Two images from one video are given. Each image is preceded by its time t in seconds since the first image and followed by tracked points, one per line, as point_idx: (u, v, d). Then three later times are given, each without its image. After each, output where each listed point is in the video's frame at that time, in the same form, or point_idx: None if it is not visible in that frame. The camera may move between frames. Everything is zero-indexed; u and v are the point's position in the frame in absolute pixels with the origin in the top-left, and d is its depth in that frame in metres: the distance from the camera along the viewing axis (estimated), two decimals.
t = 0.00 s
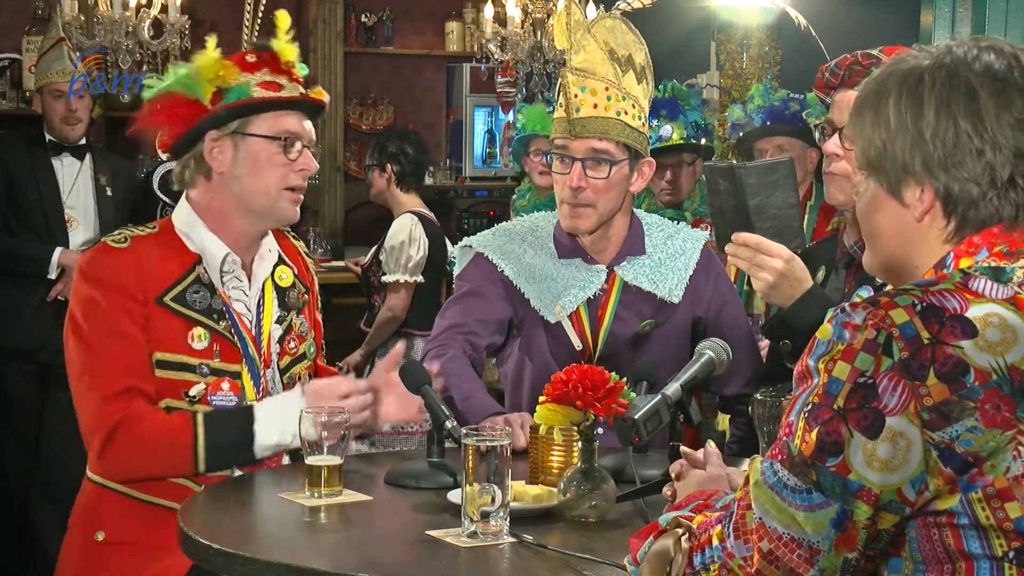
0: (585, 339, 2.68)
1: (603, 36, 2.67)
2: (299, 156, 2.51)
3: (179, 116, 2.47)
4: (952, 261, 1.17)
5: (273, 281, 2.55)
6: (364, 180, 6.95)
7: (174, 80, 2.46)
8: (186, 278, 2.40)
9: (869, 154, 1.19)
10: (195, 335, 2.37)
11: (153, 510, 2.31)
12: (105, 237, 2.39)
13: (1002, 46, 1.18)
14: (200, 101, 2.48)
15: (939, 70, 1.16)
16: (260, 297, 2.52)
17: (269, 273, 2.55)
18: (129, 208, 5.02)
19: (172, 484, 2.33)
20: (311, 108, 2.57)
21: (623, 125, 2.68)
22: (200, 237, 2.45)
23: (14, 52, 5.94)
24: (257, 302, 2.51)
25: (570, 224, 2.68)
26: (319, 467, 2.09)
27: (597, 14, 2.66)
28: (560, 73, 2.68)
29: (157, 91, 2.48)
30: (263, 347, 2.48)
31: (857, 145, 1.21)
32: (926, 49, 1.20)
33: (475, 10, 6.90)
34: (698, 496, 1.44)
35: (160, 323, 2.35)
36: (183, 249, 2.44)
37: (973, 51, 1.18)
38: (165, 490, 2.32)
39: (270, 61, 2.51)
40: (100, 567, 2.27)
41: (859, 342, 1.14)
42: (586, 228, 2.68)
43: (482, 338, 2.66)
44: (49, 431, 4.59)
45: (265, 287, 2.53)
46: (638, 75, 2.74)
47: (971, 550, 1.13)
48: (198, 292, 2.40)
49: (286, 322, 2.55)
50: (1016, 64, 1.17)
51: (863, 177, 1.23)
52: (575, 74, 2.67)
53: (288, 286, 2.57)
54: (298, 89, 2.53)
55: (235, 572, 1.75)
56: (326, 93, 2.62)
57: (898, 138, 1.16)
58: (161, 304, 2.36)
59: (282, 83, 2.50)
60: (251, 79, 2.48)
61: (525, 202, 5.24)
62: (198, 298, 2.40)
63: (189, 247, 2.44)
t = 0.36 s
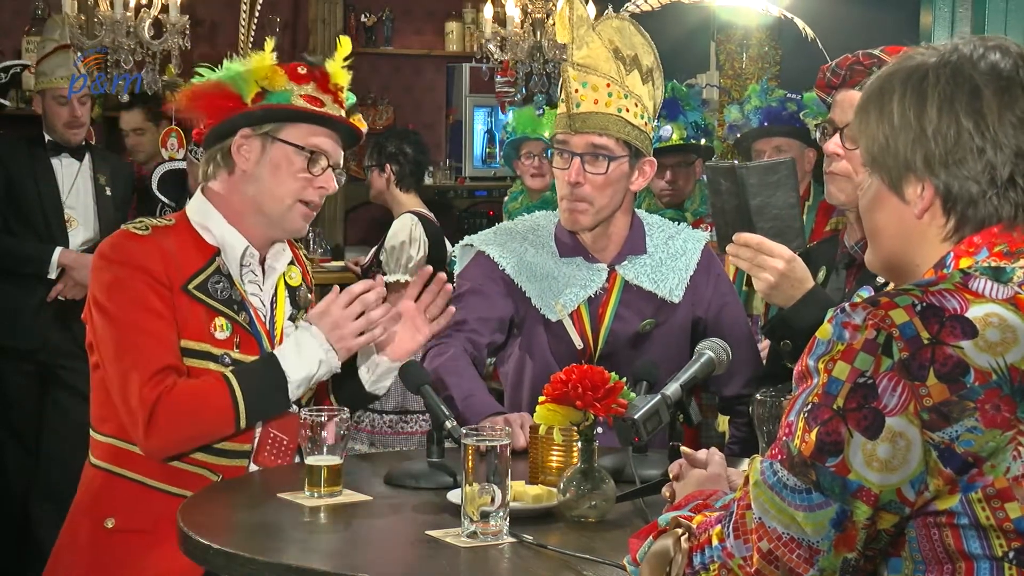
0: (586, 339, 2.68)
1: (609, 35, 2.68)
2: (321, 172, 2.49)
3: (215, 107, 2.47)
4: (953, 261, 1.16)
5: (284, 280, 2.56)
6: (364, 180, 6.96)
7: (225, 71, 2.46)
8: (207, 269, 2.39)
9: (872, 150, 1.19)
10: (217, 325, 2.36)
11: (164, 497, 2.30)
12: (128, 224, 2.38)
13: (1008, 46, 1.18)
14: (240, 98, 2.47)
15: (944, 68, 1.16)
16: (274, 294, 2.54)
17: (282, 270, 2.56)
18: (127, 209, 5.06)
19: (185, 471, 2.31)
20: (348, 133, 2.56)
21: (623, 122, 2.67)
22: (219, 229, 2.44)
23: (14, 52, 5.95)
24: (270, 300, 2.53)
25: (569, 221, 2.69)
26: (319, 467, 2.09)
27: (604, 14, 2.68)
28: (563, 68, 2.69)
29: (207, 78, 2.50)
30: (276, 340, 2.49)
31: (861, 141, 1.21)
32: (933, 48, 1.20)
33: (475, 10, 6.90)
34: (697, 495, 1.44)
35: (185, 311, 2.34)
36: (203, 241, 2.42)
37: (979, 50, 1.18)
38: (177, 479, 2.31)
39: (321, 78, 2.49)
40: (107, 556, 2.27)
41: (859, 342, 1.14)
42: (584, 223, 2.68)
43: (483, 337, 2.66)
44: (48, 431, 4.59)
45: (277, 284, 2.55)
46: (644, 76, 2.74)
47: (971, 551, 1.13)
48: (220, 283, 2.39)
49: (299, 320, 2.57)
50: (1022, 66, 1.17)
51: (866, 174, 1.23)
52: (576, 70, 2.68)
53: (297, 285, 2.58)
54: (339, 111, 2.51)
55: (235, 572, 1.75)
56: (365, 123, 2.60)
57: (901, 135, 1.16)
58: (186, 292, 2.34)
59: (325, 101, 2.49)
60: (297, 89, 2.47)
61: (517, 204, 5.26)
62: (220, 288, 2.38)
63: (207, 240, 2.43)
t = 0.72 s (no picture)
0: (588, 339, 2.68)
1: (610, 35, 2.67)
2: (262, 146, 2.43)
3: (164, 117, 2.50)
4: (949, 260, 1.17)
5: (294, 281, 2.55)
6: (364, 180, 6.96)
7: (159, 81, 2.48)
8: (215, 265, 2.39)
9: (865, 154, 1.19)
10: (224, 322, 2.36)
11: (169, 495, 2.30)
12: (137, 221, 2.39)
13: (998, 46, 1.18)
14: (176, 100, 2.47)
15: (932, 68, 1.16)
16: (281, 295, 2.51)
17: (290, 269, 2.54)
18: (127, 208, 5.06)
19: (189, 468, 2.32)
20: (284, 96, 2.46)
21: (625, 124, 2.67)
22: (224, 227, 2.44)
23: (14, 52, 5.95)
24: (278, 297, 2.51)
25: (572, 223, 2.69)
26: (319, 467, 2.09)
27: (606, 15, 2.67)
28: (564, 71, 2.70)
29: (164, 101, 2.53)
30: (281, 340, 2.47)
31: (855, 144, 1.21)
32: (922, 52, 1.21)
33: (475, 10, 6.90)
34: (696, 495, 1.44)
35: (192, 308, 2.34)
36: (209, 239, 2.43)
37: (967, 51, 1.18)
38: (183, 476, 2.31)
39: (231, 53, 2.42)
40: (109, 549, 2.27)
41: (856, 341, 1.13)
42: (586, 226, 2.69)
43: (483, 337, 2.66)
44: (49, 431, 4.58)
45: (285, 283, 2.53)
46: (646, 77, 2.73)
47: (969, 549, 1.13)
48: (228, 280, 2.39)
49: (307, 320, 2.54)
50: (1009, 65, 1.17)
51: (861, 177, 1.23)
52: (578, 72, 2.68)
53: (307, 287, 2.57)
54: (260, 80, 2.43)
55: (235, 572, 1.75)
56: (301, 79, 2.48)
57: (891, 136, 1.16)
58: (194, 289, 2.34)
59: (242, 75, 2.41)
60: (211, 75, 2.42)
61: (513, 205, 5.26)
62: (227, 285, 2.39)
63: (214, 237, 2.43)
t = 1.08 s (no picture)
0: (586, 339, 2.68)
1: (623, 37, 2.70)
2: (285, 168, 2.48)
3: (175, 133, 2.50)
4: (947, 260, 1.16)
5: (301, 284, 2.58)
6: (364, 180, 6.96)
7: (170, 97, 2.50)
8: (215, 275, 2.44)
9: (861, 156, 1.20)
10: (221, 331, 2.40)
11: (165, 504, 2.34)
12: (138, 229, 2.45)
13: (992, 48, 1.19)
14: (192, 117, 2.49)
15: (926, 70, 1.17)
16: (287, 299, 2.54)
17: (296, 275, 2.58)
18: (127, 208, 5.05)
19: (186, 477, 2.36)
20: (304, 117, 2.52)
21: (640, 130, 2.67)
22: (227, 236, 2.49)
23: (14, 52, 5.95)
24: (283, 303, 2.53)
25: (580, 226, 2.69)
26: (319, 467, 2.09)
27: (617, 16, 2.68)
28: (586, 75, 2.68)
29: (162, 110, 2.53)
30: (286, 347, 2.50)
31: (850, 146, 1.22)
32: (917, 53, 1.21)
33: (475, 10, 6.90)
34: (696, 495, 1.44)
35: (189, 317, 2.39)
36: (212, 247, 2.48)
37: (961, 52, 1.18)
38: (178, 483, 2.35)
39: (249, 76, 2.47)
40: (109, 554, 2.30)
41: (855, 340, 1.13)
42: (594, 230, 2.68)
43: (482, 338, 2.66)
44: (48, 431, 4.58)
45: (290, 288, 2.56)
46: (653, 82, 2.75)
47: (968, 548, 1.13)
48: (227, 290, 2.44)
49: (313, 325, 2.56)
50: (1003, 65, 1.17)
51: (857, 179, 1.23)
52: (600, 77, 2.67)
53: (313, 291, 2.59)
54: (282, 101, 2.48)
55: (235, 572, 1.75)
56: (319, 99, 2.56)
57: (886, 139, 1.16)
58: (191, 299, 2.40)
59: (263, 96, 2.46)
60: (230, 97, 2.46)
61: (513, 205, 5.25)
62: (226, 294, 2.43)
63: (217, 245, 2.48)
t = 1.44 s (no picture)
0: (585, 339, 2.68)
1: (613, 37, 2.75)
2: (318, 168, 2.54)
3: (197, 132, 2.53)
4: (948, 260, 1.16)
5: (300, 288, 2.58)
6: (364, 180, 6.96)
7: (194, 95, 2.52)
8: (213, 281, 2.43)
9: (863, 156, 1.20)
10: (219, 339, 2.40)
11: (163, 509, 2.35)
12: (136, 235, 2.45)
13: (994, 48, 1.19)
14: (218, 117, 2.53)
15: (928, 70, 1.17)
16: (286, 303, 2.56)
17: (297, 279, 2.59)
18: (128, 207, 5.06)
19: (184, 484, 2.36)
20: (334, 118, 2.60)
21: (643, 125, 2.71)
22: (230, 241, 2.49)
23: (14, 52, 5.94)
24: (282, 307, 2.55)
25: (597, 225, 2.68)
26: (319, 468, 2.09)
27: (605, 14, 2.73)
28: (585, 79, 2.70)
29: (176, 107, 2.54)
30: (286, 352, 2.51)
31: (852, 146, 1.22)
32: (919, 53, 1.21)
33: (475, 10, 6.91)
34: (696, 495, 1.45)
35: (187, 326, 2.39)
36: (214, 251, 2.48)
37: (963, 52, 1.18)
38: (174, 491, 2.36)
39: (286, 74, 2.54)
40: (106, 560, 2.31)
41: (856, 340, 1.14)
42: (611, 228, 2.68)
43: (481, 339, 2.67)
44: (49, 431, 4.57)
45: (290, 292, 2.57)
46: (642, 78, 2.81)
47: (969, 548, 1.13)
48: (225, 296, 2.43)
49: (312, 329, 2.57)
50: (1005, 65, 1.17)
51: (859, 178, 1.23)
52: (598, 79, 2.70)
53: (313, 294, 2.60)
54: (319, 101, 2.56)
55: (235, 572, 1.75)
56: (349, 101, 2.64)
57: (888, 139, 1.17)
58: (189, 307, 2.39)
59: (300, 96, 2.53)
60: (266, 95, 2.52)
61: (513, 207, 5.26)
62: (224, 301, 2.43)
63: (219, 250, 2.48)
